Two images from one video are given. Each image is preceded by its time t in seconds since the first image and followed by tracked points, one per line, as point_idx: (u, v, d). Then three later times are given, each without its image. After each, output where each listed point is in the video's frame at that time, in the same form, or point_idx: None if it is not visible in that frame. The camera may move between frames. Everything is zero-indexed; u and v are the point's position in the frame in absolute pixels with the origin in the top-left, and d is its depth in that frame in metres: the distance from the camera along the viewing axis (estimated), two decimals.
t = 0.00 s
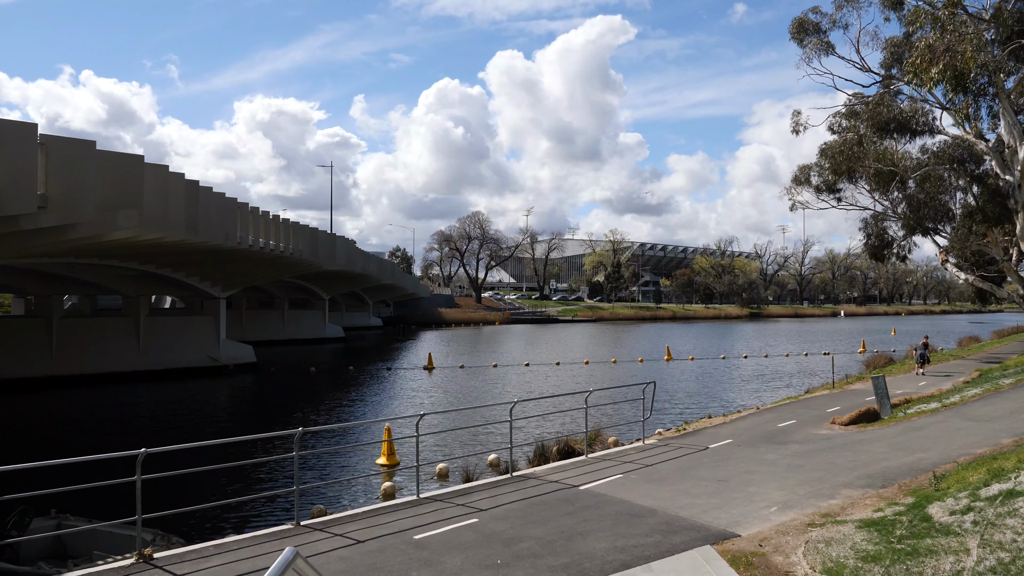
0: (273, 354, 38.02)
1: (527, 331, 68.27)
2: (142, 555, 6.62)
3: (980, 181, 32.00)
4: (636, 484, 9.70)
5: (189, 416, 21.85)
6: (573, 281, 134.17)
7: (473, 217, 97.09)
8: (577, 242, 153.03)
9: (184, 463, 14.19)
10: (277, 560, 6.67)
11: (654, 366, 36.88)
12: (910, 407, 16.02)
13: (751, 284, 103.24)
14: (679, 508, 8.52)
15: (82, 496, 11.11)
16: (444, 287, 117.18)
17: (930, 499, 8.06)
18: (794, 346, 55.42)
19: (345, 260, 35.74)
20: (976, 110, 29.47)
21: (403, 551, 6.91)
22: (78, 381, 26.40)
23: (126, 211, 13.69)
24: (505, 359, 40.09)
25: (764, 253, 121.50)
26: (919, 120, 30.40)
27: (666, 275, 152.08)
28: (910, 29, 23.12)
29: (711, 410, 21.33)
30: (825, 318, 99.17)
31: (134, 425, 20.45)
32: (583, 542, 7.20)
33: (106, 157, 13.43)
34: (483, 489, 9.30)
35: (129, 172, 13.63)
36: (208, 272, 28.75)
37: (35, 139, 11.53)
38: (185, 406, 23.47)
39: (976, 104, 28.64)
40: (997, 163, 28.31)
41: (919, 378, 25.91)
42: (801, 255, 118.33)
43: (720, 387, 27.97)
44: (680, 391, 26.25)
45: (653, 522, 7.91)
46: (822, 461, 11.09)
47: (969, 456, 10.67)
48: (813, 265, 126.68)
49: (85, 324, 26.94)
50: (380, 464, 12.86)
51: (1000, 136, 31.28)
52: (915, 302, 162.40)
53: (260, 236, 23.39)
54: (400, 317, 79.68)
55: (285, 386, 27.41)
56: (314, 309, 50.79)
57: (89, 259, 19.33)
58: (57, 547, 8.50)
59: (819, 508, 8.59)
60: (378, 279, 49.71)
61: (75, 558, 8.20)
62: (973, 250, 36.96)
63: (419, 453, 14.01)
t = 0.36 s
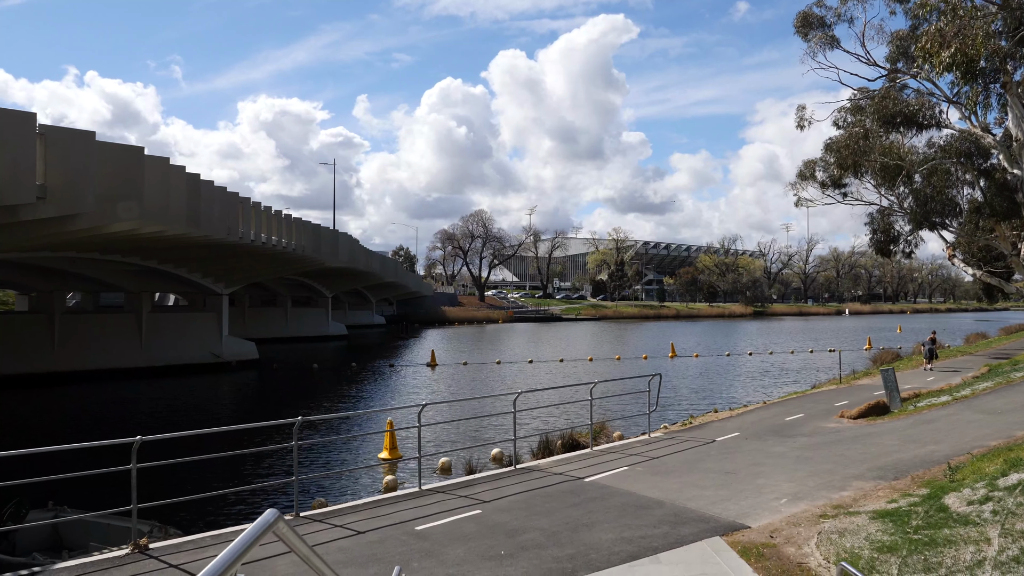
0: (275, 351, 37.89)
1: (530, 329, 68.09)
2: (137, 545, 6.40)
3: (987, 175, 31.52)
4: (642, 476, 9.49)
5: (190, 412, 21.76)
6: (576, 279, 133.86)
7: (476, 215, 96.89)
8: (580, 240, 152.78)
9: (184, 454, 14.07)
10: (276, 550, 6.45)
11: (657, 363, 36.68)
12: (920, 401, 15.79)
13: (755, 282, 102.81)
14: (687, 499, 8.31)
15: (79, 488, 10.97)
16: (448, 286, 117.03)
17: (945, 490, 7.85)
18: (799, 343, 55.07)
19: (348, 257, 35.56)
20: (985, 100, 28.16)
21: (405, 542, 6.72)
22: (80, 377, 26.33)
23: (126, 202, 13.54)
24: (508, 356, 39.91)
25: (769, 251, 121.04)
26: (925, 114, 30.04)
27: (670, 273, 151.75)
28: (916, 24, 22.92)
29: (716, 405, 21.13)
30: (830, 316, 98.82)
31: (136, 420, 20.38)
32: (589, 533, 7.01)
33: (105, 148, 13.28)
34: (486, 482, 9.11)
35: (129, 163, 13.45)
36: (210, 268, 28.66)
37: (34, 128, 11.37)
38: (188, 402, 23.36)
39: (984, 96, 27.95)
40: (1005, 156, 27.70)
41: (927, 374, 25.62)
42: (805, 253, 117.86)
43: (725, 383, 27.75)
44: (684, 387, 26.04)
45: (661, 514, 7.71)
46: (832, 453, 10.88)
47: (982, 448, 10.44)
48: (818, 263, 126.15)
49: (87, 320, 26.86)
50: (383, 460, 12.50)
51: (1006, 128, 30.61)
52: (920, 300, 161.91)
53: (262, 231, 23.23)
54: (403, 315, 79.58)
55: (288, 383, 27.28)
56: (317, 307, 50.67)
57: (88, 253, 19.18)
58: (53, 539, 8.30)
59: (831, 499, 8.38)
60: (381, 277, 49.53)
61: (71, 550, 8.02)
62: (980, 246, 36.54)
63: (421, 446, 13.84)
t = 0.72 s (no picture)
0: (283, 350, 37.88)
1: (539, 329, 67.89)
2: (137, 541, 6.27)
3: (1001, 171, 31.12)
4: (654, 473, 9.30)
5: (198, 410, 21.74)
6: (584, 280, 133.53)
7: (484, 215, 96.78)
8: (589, 241, 152.42)
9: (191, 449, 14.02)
10: (279, 546, 6.31)
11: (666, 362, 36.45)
12: (936, 398, 15.52)
13: (764, 282, 102.13)
14: (700, 496, 8.12)
15: (86, 482, 10.97)
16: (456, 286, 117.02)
17: (967, 487, 7.62)
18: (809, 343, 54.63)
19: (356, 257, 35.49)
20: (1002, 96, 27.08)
21: (411, 539, 6.56)
22: (89, 375, 26.43)
23: (133, 197, 13.49)
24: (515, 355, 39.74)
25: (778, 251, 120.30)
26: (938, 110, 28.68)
27: (679, 273, 151.19)
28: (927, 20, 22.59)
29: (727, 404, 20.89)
30: (840, 317, 98.14)
31: (144, 418, 20.40)
32: (600, 530, 6.83)
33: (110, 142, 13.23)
34: (495, 478, 8.93)
35: (134, 158, 13.39)
36: (218, 267, 28.69)
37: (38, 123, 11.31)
38: (197, 400, 23.36)
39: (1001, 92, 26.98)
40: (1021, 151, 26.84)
41: (941, 372, 25.25)
42: (814, 253, 117.10)
43: (735, 381, 27.47)
44: (694, 386, 25.80)
45: (674, 510, 7.52)
46: (848, 450, 10.65)
47: (1003, 445, 10.18)
48: (828, 263, 125.29)
49: (95, 319, 26.93)
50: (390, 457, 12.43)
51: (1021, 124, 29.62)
52: (931, 300, 160.72)
53: (269, 229, 23.18)
54: (412, 316, 79.53)
55: (297, 381, 27.25)
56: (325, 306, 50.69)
57: (96, 251, 19.22)
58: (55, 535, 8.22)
59: (849, 496, 8.17)
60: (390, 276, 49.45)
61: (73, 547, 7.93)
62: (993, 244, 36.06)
63: (430, 444, 13.74)
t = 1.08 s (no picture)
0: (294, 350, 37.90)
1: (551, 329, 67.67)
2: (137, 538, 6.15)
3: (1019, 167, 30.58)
4: (669, 470, 9.07)
5: (208, 409, 21.73)
6: (596, 280, 133.15)
7: (496, 216, 96.66)
8: (601, 241, 152.01)
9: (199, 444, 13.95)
10: (282, 545, 6.17)
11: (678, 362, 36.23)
12: (958, 396, 15.12)
13: (778, 283, 101.18)
14: (717, 494, 7.88)
15: (93, 477, 10.93)
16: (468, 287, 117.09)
17: (996, 485, 7.33)
18: (824, 343, 54.04)
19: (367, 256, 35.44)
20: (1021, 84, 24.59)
21: (418, 536, 6.38)
22: (101, 374, 26.57)
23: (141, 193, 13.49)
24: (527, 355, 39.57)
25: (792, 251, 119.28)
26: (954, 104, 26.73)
27: (692, 273, 150.41)
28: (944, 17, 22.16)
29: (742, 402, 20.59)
30: (855, 317, 97.11)
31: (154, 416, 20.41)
32: (614, 528, 6.62)
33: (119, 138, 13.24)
34: (506, 476, 8.71)
35: (142, 155, 13.38)
36: (228, 266, 28.76)
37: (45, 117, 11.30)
38: (207, 399, 23.37)
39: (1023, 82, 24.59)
40: None
41: (961, 371, 24.76)
42: (828, 253, 116.02)
43: (748, 380, 27.17)
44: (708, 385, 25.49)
45: (690, 508, 7.30)
46: (869, 448, 10.36)
47: None
48: (842, 263, 124.08)
49: (106, 318, 27.06)
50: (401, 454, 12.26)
51: None
52: (946, 301, 159.13)
53: (280, 228, 23.17)
54: (424, 316, 79.55)
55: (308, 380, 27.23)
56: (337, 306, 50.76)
57: (107, 247, 19.27)
58: (58, 532, 8.17)
59: (872, 494, 7.90)
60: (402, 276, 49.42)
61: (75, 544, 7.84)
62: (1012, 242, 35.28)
63: (439, 441, 13.59)
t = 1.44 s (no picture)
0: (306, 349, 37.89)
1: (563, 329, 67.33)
2: (139, 535, 6.03)
3: None
4: (686, 469, 8.81)
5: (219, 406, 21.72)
6: (609, 281, 132.58)
7: (507, 216, 96.38)
8: (614, 242, 151.40)
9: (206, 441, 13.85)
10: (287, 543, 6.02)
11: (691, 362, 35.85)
12: (983, 396, 14.67)
13: (791, 283, 100.17)
14: (737, 493, 7.61)
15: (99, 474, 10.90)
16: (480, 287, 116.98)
17: None
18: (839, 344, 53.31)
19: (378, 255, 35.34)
20: None
21: (427, 535, 6.19)
22: (114, 371, 26.71)
23: (149, 187, 13.55)
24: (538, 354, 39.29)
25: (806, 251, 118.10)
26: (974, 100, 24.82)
27: (705, 273, 149.43)
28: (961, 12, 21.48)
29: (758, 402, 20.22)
30: (870, 318, 95.92)
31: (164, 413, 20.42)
32: (630, 528, 6.37)
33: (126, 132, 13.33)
34: (518, 474, 8.48)
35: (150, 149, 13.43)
36: (238, 264, 28.77)
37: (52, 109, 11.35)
38: (217, 396, 23.40)
39: None
40: None
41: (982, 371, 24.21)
42: (843, 253, 114.76)
43: (763, 380, 26.78)
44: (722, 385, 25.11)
45: (710, 508, 7.04)
46: (892, 447, 10.02)
47: None
48: (858, 264, 122.66)
49: (117, 316, 27.14)
50: (411, 452, 12.05)
51: None
52: (962, 302, 157.29)
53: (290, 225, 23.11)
54: (435, 315, 79.52)
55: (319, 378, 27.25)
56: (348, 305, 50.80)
57: (118, 242, 19.36)
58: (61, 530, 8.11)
59: (899, 494, 7.59)
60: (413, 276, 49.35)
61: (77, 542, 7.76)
62: None
63: (449, 438, 13.43)
